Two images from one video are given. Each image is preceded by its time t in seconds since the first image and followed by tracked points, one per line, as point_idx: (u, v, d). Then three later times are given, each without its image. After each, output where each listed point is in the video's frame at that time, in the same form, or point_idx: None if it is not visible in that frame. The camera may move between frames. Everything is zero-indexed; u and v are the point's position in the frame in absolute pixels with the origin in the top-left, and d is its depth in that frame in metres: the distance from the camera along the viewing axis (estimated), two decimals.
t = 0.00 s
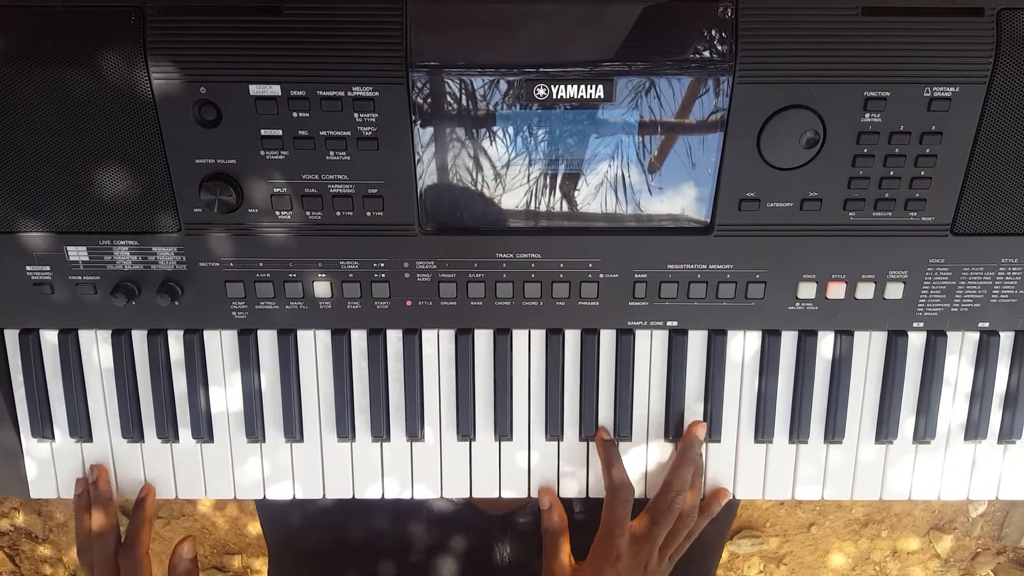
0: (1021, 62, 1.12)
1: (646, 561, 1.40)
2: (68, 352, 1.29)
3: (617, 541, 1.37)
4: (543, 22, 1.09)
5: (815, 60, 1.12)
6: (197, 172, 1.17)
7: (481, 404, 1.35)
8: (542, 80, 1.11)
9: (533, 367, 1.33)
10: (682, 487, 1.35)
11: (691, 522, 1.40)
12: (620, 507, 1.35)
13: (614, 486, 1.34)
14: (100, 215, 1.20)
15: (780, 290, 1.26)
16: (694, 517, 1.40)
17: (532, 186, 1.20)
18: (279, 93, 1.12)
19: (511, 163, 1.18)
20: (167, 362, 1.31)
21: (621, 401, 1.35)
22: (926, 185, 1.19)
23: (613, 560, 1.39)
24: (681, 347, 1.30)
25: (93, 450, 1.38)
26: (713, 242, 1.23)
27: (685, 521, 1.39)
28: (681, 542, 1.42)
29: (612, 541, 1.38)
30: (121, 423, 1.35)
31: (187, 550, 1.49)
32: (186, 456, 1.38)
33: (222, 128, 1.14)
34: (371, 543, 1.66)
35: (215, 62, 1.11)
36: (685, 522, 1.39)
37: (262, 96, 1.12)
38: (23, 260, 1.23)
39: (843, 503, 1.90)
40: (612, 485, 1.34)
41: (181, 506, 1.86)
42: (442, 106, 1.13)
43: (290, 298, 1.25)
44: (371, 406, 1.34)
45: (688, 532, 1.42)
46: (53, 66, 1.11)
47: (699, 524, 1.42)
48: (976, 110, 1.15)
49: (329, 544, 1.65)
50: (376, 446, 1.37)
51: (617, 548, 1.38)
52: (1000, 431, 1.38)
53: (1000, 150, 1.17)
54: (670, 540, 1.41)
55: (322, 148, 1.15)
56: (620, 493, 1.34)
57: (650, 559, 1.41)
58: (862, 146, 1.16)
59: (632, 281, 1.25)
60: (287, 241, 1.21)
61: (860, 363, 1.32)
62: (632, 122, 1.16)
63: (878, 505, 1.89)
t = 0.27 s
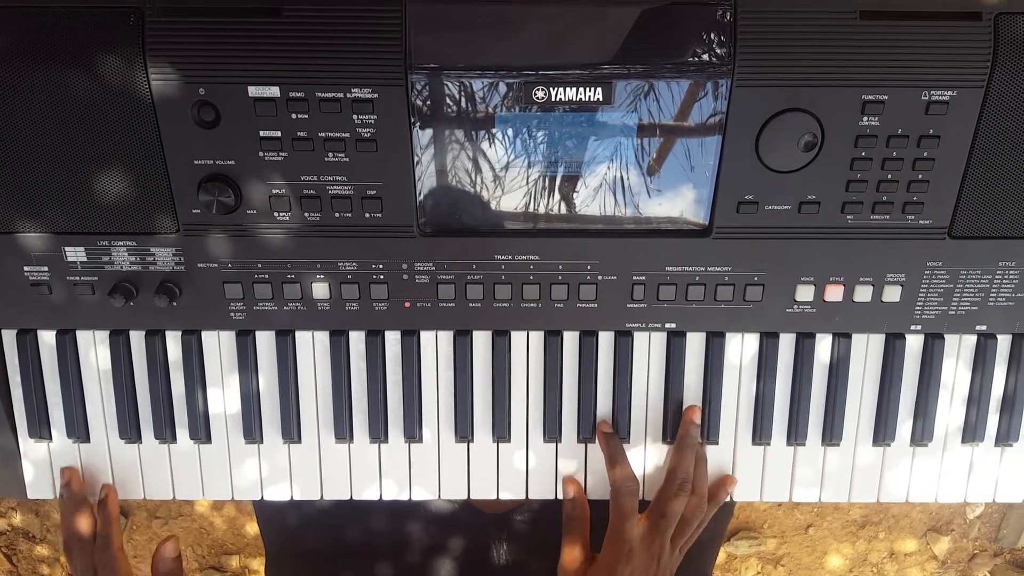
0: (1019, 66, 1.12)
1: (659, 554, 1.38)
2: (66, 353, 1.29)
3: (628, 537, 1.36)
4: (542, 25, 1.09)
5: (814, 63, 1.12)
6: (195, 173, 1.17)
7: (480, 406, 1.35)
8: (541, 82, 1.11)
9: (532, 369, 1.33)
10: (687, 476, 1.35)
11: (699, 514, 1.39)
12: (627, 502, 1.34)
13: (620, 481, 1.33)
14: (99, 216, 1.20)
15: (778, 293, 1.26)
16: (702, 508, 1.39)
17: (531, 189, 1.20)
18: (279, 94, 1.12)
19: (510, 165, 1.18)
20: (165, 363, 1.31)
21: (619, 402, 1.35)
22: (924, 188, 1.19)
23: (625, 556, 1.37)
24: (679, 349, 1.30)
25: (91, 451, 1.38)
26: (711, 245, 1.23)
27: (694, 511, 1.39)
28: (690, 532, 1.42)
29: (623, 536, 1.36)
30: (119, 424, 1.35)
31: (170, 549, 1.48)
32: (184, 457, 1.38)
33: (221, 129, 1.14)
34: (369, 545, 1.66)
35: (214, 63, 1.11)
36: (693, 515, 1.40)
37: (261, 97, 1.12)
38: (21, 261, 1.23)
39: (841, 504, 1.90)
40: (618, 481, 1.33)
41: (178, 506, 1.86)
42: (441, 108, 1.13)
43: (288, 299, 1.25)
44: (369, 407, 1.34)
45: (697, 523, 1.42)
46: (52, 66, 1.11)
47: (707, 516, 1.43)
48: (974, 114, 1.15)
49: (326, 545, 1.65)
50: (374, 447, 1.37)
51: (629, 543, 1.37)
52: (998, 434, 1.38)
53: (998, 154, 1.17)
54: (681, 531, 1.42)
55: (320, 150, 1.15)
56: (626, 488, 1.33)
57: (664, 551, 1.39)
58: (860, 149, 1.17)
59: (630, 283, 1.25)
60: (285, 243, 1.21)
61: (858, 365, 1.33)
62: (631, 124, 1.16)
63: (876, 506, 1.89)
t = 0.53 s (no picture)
0: (1018, 69, 1.12)
1: (654, 560, 1.37)
2: (66, 357, 1.29)
3: (624, 538, 1.36)
4: (542, 29, 1.09)
5: (813, 67, 1.12)
6: (195, 177, 1.17)
7: (479, 409, 1.35)
8: (541, 86, 1.12)
9: (532, 372, 1.33)
10: (683, 479, 1.35)
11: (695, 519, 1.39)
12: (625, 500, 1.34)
13: (622, 480, 1.34)
14: (99, 221, 1.20)
15: (778, 296, 1.26)
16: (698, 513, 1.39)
17: (530, 190, 1.20)
18: (278, 99, 1.12)
19: (509, 166, 1.18)
20: (165, 368, 1.31)
21: (618, 405, 1.35)
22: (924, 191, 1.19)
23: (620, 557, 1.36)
24: (678, 352, 1.31)
25: (90, 455, 1.38)
26: (710, 249, 1.23)
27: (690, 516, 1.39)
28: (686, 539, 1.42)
29: (619, 537, 1.36)
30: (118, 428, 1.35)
31: (161, 554, 1.47)
32: (184, 461, 1.38)
33: (221, 134, 1.14)
34: (369, 548, 1.66)
35: (214, 68, 1.11)
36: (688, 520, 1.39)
37: (261, 102, 1.12)
38: (20, 266, 1.23)
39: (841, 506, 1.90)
40: (620, 480, 1.34)
41: (178, 509, 1.85)
42: (440, 109, 1.13)
43: (288, 304, 1.25)
44: (369, 411, 1.34)
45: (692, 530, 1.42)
46: (51, 72, 1.11)
47: (701, 523, 1.43)
48: (974, 117, 1.15)
49: (326, 549, 1.65)
50: (374, 450, 1.37)
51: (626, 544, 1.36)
52: (998, 437, 1.38)
53: (998, 157, 1.17)
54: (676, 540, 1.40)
55: (320, 155, 1.15)
56: (627, 488, 1.34)
57: (659, 557, 1.38)
58: (860, 153, 1.17)
59: (630, 287, 1.25)
60: (285, 247, 1.21)
61: (858, 368, 1.33)
62: (630, 125, 1.16)
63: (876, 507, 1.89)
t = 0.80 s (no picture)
0: (1018, 71, 1.12)
1: (664, 566, 1.37)
2: (67, 362, 1.29)
3: (633, 548, 1.36)
4: (542, 33, 1.09)
5: (814, 70, 1.12)
6: (195, 182, 1.17)
7: (481, 413, 1.35)
8: (541, 90, 1.11)
9: (533, 376, 1.33)
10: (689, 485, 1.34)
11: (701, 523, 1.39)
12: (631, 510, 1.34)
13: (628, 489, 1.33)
14: (99, 226, 1.20)
15: (779, 299, 1.26)
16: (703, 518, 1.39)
17: (530, 192, 1.20)
18: (279, 103, 1.12)
19: (509, 168, 1.18)
20: (166, 372, 1.31)
21: (619, 409, 1.35)
22: (924, 195, 1.19)
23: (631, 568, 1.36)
24: (679, 355, 1.31)
25: (92, 461, 1.38)
26: (711, 251, 1.23)
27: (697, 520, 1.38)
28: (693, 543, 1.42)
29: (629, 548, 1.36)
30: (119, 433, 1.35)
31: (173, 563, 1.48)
32: (185, 466, 1.38)
33: (221, 139, 1.14)
34: (370, 552, 1.66)
35: (214, 73, 1.11)
36: (694, 524, 1.39)
37: (261, 107, 1.12)
38: (21, 271, 1.23)
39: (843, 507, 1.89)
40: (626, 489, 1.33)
41: (178, 513, 1.85)
42: (439, 111, 1.13)
43: (289, 308, 1.25)
44: (370, 415, 1.34)
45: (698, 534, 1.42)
46: (51, 77, 1.11)
47: (708, 526, 1.42)
48: (974, 119, 1.15)
49: (328, 552, 1.65)
50: (375, 455, 1.37)
51: (636, 553, 1.36)
52: (1000, 438, 1.38)
53: (998, 159, 1.17)
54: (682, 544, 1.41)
55: (320, 159, 1.15)
56: (634, 497, 1.33)
57: (669, 563, 1.37)
58: (860, 155, 1.17)
59: (631, 290, 1.25)
60: (285, 252, 1.21)
61: (859, 370, 1.33)
62: (630, 126, 1.15)
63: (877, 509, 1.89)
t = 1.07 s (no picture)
0: (1019, 74, 1.12)
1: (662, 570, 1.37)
2: (67, 365, 1.29)
3: (631, 550, 1.36)
4: (542, 36, 1.09)
5: (815, 73, 1.12)
6: (195, 186, 1.17)
7: (481, 416, 1.35)
8: (541, 94, 1.12)
9: (533, 379, 1.33)
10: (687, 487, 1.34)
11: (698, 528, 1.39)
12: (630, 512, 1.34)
13: (625, 491, 1.34)
14: (99, 230, 1.20)
15: (779, 301, 1.26)
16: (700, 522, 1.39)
17: (529, 192, 1.20)
18: (279, 107, 1.12)
19: (508, 168, 1.18)
20: (166, 375, 1.31)
21: (620, 411, 1.35)
22: (924, 197, 1.19)
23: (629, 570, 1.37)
24: (680, 357, 1.31)
25: (92, 464, 1.38)
26: (711, 254, 1.23)
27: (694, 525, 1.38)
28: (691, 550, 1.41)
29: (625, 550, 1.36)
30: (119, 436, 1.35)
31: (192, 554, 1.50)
32: (185, 469, 1.38)
33: (222, 142, 1.14)
34: (370, 554, 1.66)
35: (214, 77, 1.11)
36: (692, 529, 1.39)
37: (262, 111, 1.12)
38: (22, 275, 1.23)
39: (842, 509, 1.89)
40: (623, 491, 1.34)
41: (178, 515, 1.85)
42: (439, 112, 1.13)
43: (289, 311, 1.25)
44: (370, 417, 1.34)
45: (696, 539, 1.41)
46: (52, 81, 1.11)
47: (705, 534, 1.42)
48: (973, 122, 1.15)
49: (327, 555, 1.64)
50: (375, 458, 1.37)
51: (633, 554, 1.36)
52: (1000, 441, 1.38)
53: (998, 162, 1.17)
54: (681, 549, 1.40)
55: (321, 162, 1.15)
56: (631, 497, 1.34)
57: (668, 567, 1.37)
58: (860, 158, 1.17)
59: (631, 293, 1.25)
60: (285, 255, 1.21)
61: (859, 373, 1.33)
62: (629, 126, 1.15)
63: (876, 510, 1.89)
